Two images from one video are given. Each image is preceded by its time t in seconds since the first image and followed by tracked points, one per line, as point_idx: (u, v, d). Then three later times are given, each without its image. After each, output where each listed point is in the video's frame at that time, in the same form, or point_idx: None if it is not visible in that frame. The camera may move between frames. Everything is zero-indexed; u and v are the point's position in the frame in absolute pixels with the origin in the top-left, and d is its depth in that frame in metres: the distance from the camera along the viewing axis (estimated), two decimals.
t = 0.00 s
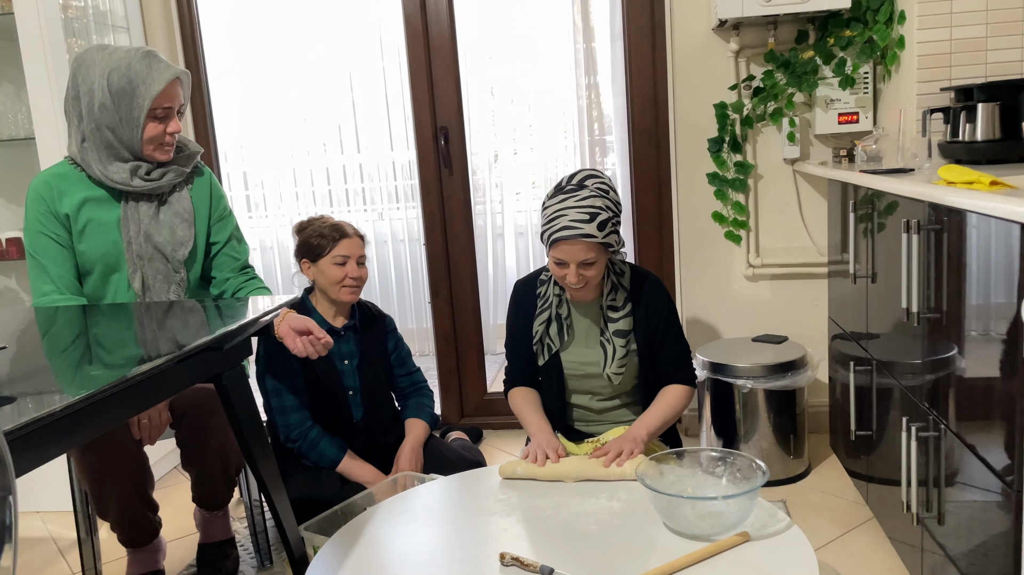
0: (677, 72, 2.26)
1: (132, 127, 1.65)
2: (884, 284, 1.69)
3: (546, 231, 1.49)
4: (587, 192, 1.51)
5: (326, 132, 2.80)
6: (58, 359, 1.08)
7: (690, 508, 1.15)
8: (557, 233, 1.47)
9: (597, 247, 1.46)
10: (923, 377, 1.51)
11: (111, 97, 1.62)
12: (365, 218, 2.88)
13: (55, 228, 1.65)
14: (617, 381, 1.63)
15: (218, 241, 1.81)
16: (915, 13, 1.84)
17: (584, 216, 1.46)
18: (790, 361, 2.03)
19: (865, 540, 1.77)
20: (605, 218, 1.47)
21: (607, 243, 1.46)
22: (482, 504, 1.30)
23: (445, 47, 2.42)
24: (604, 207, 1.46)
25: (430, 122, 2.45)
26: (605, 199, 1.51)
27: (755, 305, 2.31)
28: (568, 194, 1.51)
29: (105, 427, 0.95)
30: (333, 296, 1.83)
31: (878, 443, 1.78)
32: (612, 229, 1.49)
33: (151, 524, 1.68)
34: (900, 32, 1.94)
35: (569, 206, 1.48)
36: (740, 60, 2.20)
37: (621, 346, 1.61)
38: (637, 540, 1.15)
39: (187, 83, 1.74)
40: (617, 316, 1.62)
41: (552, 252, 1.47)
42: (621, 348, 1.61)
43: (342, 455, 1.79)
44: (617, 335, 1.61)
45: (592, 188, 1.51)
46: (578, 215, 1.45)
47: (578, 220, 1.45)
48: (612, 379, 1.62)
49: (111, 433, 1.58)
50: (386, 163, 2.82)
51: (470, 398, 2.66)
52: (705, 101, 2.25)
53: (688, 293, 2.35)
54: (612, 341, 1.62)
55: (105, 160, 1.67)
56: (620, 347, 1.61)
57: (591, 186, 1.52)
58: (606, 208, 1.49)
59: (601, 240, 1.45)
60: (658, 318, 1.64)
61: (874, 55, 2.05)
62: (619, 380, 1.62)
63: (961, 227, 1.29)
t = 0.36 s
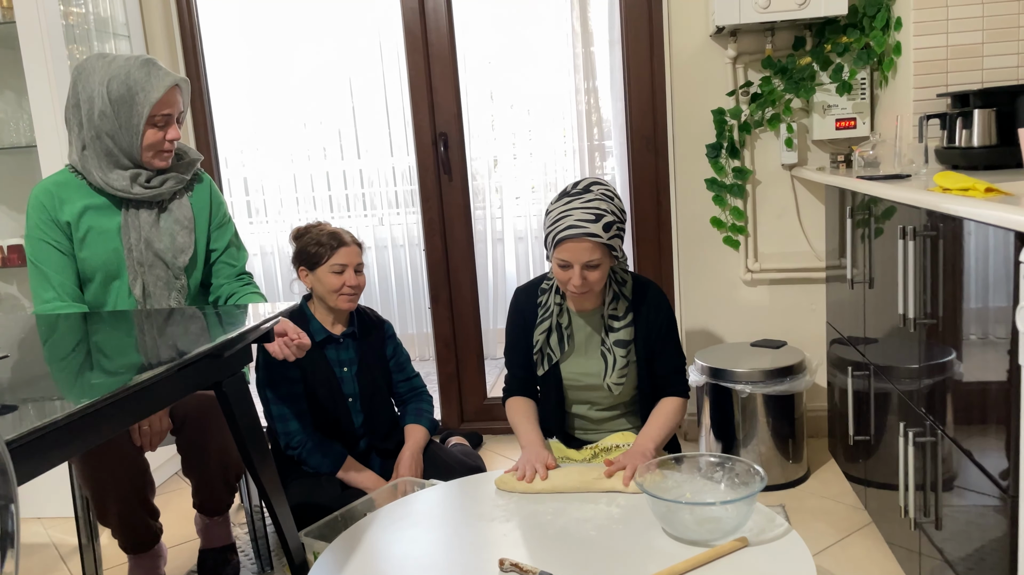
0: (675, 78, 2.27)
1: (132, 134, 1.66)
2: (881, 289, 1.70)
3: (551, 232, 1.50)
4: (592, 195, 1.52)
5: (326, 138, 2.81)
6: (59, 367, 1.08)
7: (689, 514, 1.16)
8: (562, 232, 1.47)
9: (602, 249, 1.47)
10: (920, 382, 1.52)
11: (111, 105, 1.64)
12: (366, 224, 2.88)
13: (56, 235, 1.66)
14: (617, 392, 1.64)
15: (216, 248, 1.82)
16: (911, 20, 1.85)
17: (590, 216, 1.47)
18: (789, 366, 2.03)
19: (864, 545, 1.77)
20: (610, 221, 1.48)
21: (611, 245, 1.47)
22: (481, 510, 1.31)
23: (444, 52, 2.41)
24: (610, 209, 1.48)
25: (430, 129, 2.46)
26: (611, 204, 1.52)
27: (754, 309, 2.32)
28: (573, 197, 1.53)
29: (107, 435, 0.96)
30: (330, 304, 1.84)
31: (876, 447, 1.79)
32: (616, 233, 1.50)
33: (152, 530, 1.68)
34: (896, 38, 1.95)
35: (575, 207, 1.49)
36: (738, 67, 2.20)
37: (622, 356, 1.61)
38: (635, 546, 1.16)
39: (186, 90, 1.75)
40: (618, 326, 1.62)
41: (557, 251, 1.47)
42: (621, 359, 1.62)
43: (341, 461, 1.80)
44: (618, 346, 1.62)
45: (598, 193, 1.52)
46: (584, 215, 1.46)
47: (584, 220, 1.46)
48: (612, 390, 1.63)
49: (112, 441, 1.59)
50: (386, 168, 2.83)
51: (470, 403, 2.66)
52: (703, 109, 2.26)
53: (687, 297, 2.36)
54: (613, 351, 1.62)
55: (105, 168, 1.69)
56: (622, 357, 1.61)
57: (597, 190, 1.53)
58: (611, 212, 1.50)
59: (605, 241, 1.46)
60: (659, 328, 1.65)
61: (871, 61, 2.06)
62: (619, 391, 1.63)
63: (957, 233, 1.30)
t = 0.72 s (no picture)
0: (676, 80, 2.27)
1: (131, 137, 1.66)
2: (883, 291, 1.69)
3: (559, 247, 1.46)
4: (603, 211, 1.49)
5: (327, 141, 2.80)
6: (59, 370, 1.08)
7: (692, 516, 1.15)
8: (569, 247, 1.44)
9: (610, 265, 1.43)
10: (924, 383, 1.51)
11: (110, 109, 1.64)
12: (367, 227, 2.88)
13: (56, 239, 1.66)
14: (631, 412, 1.59)
15: (216, 251, 1.82)
16: (912, 20, 1.85)
17: (598, 231, 1.43)
18: (791, 368, 2.03)
19: (868, 547, 1.76)
20: (620, 237, 1.44)
21: (619, 262, 1.43)
22: (484, 513, 1.30)
23: (445, 55, 2.43)
24: (620, 225, 1.44)
25: (431, 132, 2.47)
26: (621, 219, 1.48)
27: (756, 311, 2.32)
28: (584, 212, 1.49)
29: (108, 438, 0.95)
30: (331, 308, 1.83)
31: (879, 449, 1.78)
32: (626, 249, 1.46)
33: (153, 534, 1.68)
34: (897, 39, 1.94)
35: (584, 222, 1.46)
36: (739, 68, 2.20)
37: (635, 377, 1.56)
38: (638, 549, 1.15)
39: (185, 94, 1.75)
40: (630, 345, 1.56)
41: (564, 267, 1.43)
42: (634, 379, 1.56)
43: (344, 464, 1.79)
44: (630, 366, 1.56)
45: (610, 207, 1.49)
46: (593, 230, 1.43)
47: (592, 234, 1.43)
48: (625, 410, 1.58)
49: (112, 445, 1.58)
50: (387, 172, 2.82)
51: (472, 406, 2.66)
52: (705, 111, 2.25)
53: (690, 299, 2.35)
54: (625, 371, 1.56)
55: (105, 171, 1.69)
56: (634, 377, 1.56)
57: (608, 206, 1.50)
58: (622, 228, 1.46)
59: (614, 257, 1.43)
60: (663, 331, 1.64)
61: (873, 62, 2.06)
62: (633, 412, 1.58)
63: (960, 233, 1.30)
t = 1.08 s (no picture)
0: (680, 88, 2.28)
1: (135, 145, 1.67)
2: (889, 299, 1.69)
3: (555, 273, 1.42)
4: (600, 233, 1.42)
5: (331, 149, 2.81)
6: (64, 378, 1.08)
7: (697, 526, 1.14)
8: (564, 276, 1.40)
9: (608, 293, 1.39)
10: (930, 391, 1.50)
11: (115, 116, 1.65)
12: (371, 234, 2.88)
13: (61, 248, 1.67)
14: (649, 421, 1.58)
15: (221, 259, 1.82)
16: (917, 28, 1.85)
17: (594, 260, 1.38)
18: (797, 376, 2.02)
19: (874, 557, 1.75)
20: (617, 264, 1.39)
21: (617, 290, 1.39)
22: (489, 522, 1.29)
23: (449, 62, 2.45)
24: (618, 253, 1.38)
25: (435, 139, 2.48)
26: (620, 242, 1.42)
27: (761, 319, 2.31)
28: (582, 235, 1.43)
29: (111, 447, 0.95)
30: (335, 317, 1.83)
31: (885, 458, 1.77)
32: (625, 273, 1.41)
33: (156, 543, 1.68)
34: (902, 46, 1.95)
35: (580, 249, 1.40)
36: (743, 76, 2.21)
37: (654, 388, 1.55)
38: (643, 558, 1.14)
39: (190, 103, 1.76)
40: (646, 356, 1.55)
41: (561, 295, 1.41)
42: (653, 390, 1.55)
43: (348, 473, 1.79)
44: (648, 376, 1.55)
45: (609, 230, 1.42)
46: (588, 259, 1.37)
47: (587, 265, 1.37)
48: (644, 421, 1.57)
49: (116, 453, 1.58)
50: (391, 179, 2.82)
51: (476, 414, 2.65)
52: (709, 118, 2.26)
53: (694, 307, 2.34)
54: (643, 382, 1.55)
55: (110, 179, 1.69)
56: (652, 388, 1.55)
57: (607, 226, 1.43)
58: (621, 251, 1.40)
59: (611, 287, 1.38)
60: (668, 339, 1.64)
61: (878, 69, 2.06)
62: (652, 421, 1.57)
63: (966, 241, 1.29)
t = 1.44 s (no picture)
0: (686, 93, 2.28)
1: (142, 149, 1.67)
2: (896, 305, 1.69)
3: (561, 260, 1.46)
4: (608, 224, 1.45)
5: (337, 154, 2.81)
6: (72, 382, 1.09)
7: (704, 532, 1.14)
8: (568, 264, 1.43)
9: (609, 284, 1.41)
10: (938, 398, 1.50)
11: (122, 120, 1.66)
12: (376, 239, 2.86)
13: (69, 252, 1.67)
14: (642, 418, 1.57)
15: (227, 262, 1.83)
16: (924, 34, 1.85)
17: (597, 250, 1.41)
18: (804, 382, 2.02)
19: (882, 564, 1.74)
20: (621, 255, 1.41)
21: (619, 281, 1.41)
22: (495, 527, 1.29)
23: (455, 68, 2.46)
24: (621, 244, 1.40)
25: (441, 144, 2.49)
26: (627, 234, 1.45)
27: (768, 324, 2.31)
28: (588, 225, 1.46)
29: (120, 451, 0.95)
30: (341, 321, 1.83)
31: (893, 465, 1.77)
32: (627, 265, 1.43)
33: (163, 547, 1.68)
34: (909, 52, 1.94)
35: (586, 238, 1.43)
36: (750, 80, 2.21)
37: (649, 383, 1.54)
38: (650, 564, 1.14)
39: (197, 107, 1.77)
40: (645, 350, 1.55)
41: (564, 282, 1.44)
42: (648, 385, 1.54)
43: (353, 477, 1.79)
44: (645, 371, 1.54)
45: (614, 221, 1.45)
46: (592, 249, 1.40)
47: (590, 254, 1.40)
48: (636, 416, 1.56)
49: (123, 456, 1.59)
50: (397, 184, 2.81)
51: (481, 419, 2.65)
52: (716, 123, 2.25)
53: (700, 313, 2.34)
54: (639, 376, 1.54)
55: (118, 183, 1.70)
56: (648, 383, 1.54)
57: (615, 218, 1.46)
58: (624, 243, 1.43)
59: (612, 277, 1.40)
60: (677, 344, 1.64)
61: (885, 75, 2.06)
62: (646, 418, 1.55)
63: (974, 248, 1.29)
